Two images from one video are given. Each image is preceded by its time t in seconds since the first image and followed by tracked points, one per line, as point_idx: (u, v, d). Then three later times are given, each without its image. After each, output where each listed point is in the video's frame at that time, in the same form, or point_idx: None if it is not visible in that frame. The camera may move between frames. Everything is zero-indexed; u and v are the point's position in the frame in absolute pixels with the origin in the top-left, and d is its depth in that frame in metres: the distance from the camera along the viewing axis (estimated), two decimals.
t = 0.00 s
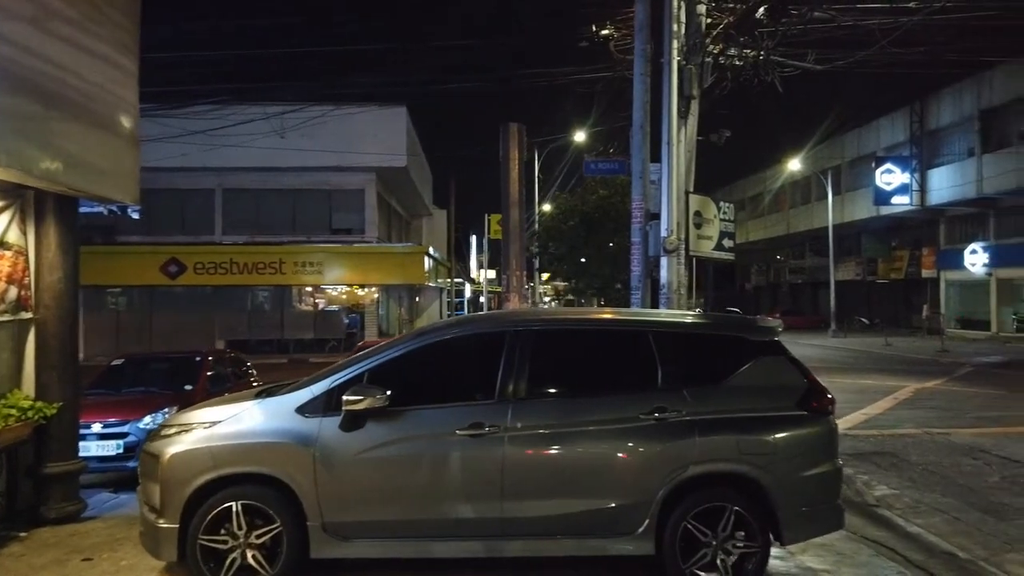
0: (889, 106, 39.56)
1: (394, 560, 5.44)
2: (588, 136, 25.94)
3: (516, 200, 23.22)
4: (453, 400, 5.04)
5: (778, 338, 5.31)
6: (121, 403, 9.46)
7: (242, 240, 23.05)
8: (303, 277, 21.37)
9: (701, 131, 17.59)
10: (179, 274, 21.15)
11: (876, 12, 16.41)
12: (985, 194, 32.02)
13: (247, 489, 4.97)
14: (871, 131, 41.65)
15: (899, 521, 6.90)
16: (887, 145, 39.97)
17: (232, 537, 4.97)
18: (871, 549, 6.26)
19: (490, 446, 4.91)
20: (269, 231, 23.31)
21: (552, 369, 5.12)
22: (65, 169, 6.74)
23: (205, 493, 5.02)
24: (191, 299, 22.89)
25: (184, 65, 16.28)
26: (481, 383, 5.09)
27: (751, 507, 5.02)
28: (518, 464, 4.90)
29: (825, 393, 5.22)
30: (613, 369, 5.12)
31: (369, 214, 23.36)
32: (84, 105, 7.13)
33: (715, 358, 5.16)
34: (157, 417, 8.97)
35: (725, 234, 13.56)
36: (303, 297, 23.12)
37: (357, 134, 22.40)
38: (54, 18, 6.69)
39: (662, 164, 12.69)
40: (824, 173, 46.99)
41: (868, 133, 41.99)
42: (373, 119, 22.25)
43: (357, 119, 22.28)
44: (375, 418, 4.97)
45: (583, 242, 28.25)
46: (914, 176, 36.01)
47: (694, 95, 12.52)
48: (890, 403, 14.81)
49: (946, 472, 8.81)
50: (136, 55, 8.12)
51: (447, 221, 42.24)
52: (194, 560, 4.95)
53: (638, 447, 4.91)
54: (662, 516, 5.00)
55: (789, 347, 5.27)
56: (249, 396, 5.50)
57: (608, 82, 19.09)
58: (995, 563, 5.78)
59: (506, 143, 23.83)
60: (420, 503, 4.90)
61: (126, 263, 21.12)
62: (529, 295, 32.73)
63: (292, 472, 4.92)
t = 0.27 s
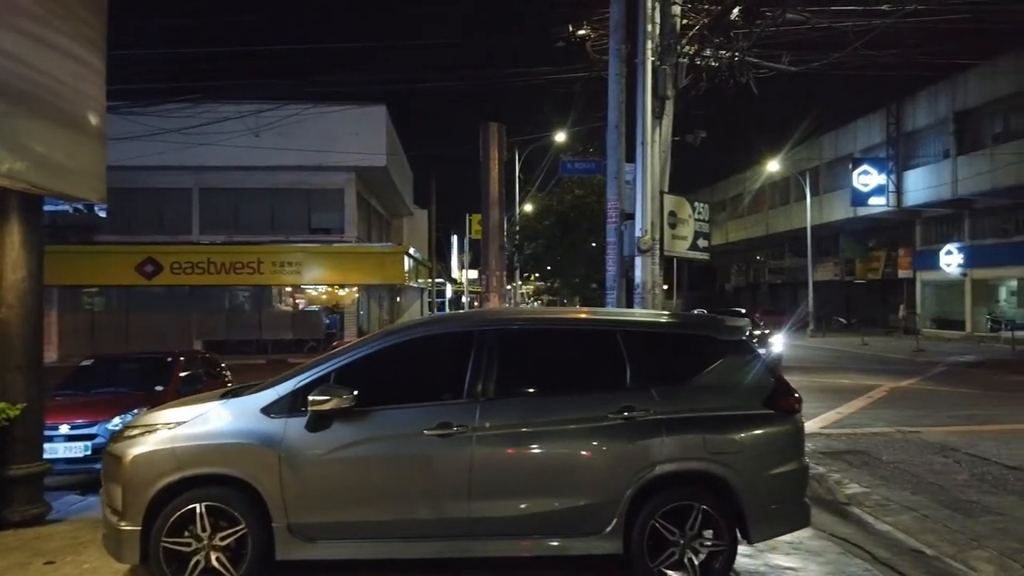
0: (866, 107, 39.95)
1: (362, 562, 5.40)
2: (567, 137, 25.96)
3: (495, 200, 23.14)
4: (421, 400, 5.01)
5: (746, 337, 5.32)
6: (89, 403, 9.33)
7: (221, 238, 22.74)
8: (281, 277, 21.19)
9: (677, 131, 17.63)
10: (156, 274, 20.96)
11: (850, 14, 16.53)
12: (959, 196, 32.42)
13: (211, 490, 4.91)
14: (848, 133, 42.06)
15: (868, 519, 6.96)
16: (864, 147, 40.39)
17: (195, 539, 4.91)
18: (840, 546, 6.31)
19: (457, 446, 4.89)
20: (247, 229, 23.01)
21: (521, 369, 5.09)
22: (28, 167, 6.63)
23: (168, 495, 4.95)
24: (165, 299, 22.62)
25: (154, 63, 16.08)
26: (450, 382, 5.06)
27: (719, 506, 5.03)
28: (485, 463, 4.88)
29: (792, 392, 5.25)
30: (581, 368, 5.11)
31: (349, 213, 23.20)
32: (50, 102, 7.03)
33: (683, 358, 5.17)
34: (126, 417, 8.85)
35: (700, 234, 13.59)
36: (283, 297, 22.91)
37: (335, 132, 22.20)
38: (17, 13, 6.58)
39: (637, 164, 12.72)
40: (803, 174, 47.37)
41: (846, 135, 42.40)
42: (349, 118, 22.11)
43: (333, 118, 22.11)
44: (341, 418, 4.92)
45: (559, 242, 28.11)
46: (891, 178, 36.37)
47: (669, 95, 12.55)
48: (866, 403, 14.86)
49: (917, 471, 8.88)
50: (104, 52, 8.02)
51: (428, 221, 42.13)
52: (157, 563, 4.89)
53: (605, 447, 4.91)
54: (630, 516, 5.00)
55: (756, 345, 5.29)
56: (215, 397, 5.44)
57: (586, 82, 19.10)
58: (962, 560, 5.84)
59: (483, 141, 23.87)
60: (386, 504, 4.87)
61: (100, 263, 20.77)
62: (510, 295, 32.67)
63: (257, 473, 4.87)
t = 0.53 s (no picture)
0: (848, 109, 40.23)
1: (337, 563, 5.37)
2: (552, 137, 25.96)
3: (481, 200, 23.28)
4: (398, 400, 4.98)
5: (723, 337, 5.34)
6: (64, 405, 9.21)
7: (202, 238, 22.53)
8: (264, 276, 21.05)
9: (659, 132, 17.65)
10: (136, 274, 20.74)
11: (831, 17, 16.65)
12: (940, 197, 32.72)
13: (184, 492, 4.86)
14: (830, 134, 42.36)
15: (845, 518, 7.00)
16: (846, 148, 40.69)
17: (169, 542, 4.86)
18: (815, 544, 6.34)
19: (434, 446, 4.86)
20: (228, 228, 22.80)
21: (498, 370, 5.08)
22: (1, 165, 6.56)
23: (141, 497, 4.90)
24: (144, 299, 22.35)
25: (132, 61, 15.92)
26: (427, 382, 5.04)
27: (695, 505, 5.04)
28: (462, 464, 4.86)
29: (769, 391, 5.27)
30: (557, 368, 5.11)
31: (331, 213, 23.10)
32: (23, 100, 6.95)
33: (659, 357, 5.18)
34: (102, 418, 8.75)
35: (680, 234, 13.62)
36: (265, 297, 22.76)
37: (316, 131, 22.09)
38: None
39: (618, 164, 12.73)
40: (786, 175, 47.66)
41: (828, 136, 42.70)
42: (331, 117, 22.01)
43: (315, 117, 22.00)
44: (317, 419, 4.89)
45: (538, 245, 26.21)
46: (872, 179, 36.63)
47: (650, 96, 12.56)
48: (844, 403, 14.89)
49: (895, 470, 8.93)
50: (79, 50, 7.94)
51: (413, 221, 42.03)
52: (128, 566, 4.83)
53: (582, 447, 4.90)
54: (607, 516, 4.99)
55: (733, 345, 5.31)
56: (189, 398, 5.39)
57: (569, 82, 19.11)
58: (937, 557, 5.89)
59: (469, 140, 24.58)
60: (362, 505, 4.84)
61: (79, 262, 20.50)
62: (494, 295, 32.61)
63: (231, 474, 4.82)
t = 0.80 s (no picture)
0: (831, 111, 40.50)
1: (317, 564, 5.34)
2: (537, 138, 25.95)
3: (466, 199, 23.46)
4: (378, 400, 4.96)
5: (703, 337, 5.36)
6: (42, 406, 9.10)
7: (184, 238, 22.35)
8: (247, 277, 20.91)
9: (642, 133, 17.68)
10: (118, 274, 20.56)
11: (813, 19, 16.74)
12: (921, 199, 32.99)
13: (162, 493, 4.82)
14: (814, 137, 42.65)
15: (825, 517, 7.04)
16: (829, 151, 40.96)
17: (146, 543, 4.82)
18: (795, 542, 6.37)
19: (414, 446, 4.85)
20: (211, 228, 22.64)
21: (479, 370, 5.08)
22: None
23: (118, 498, 4.85)
24: (125, 300, 22.12)
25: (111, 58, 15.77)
26: (408, 382, 5.02)
27: (675, 504, 5.06)
28: (442, 464, 4.85)
29: (748, 391, 5.29)
30: (538, 368, 5.11)
31: (315, 213, 23.01)
32: None
33: (640, 357, 5.19)
34: (80, 419, 8.66)
35: (664, 235, 13.65)
36: (249, 297, 22.62)
37: (300, 131, 21.98)
38: None
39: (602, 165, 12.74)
40: (769, 177, 47.92)
41: (811, 138, 42.96)
42: (315, 116, 21.92)
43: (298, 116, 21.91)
44: (296, 419, 4.86)
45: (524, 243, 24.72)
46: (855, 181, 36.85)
47: (633, 97, 12.58)
48: (823, 403, 14.96)
49: (875, 469, 8.99)
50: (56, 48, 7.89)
51: (398, 221, 41.92)
52: (106, 567, 4.79)
53: (563, 447, 4.90)
54: (588, 516, 4.99)
55: (713, 345, 5.33)
56: (168, 398, 5.34)
57: (553, 83, 19.12)
58: (914, 555, 5.94)
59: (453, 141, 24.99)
60: (342, 506, 4.82)
61: (60, 262, 20.29)
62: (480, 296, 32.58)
63: (210, 475, 4.79)
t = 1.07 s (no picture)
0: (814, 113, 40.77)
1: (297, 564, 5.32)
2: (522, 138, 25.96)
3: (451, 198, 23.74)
4: (358, 400, 4.95)
5: (683, 337, 5.39)
6: (20, 406, 9.01)
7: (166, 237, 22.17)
8: (230, 277, 20.75)
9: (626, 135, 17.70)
10: (100, 274, 20.38)
11: (794, 21, 16.87)
12: (903, 201, 33.39)
13: (141, 494, 4.79)
14: (797, 139, 42.93)
15: (805, 516, 7.09)
16: (813, 153, 41.24)
17: (124, 544, 4.79)
18: (775, 541, 6.40)
19: (395, 447, 4.84)
20: (193, 227, 22.49)
21: (460, 370, 5.08)
22: None
23: (96, 499, 4.82)
24: (106, 299, 21.92)
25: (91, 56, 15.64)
26: (389, 383, 5.02)
27: (655, 504, 5.08)
28: (423, 464, 4.84)
29: (728, 391, 5.33)
30: (519, 368, 5.11)
31: (299, 213, 22.93)
32: None
33: (621, 357, 5.21)
34: (59, 419, 8.58)
35: (647, 236, 13.68)
36: (233, 297, 22.48)
37: (283, 130, 21.89)
38: None
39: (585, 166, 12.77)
40: (753, 178, 48.18)
41: (795, 141, 43.23)
42: (299, 115, 21.86)
43: (282, 115, 21.82)
44: (276, 419, 4.84)
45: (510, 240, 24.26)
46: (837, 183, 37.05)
47: (617, 98, 12.62)
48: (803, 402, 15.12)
49: (855, 468, 9.06)
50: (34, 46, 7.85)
51: (384, 221, 41.82)
52: (82, 569, 4.75)
53: (544, 447, 4.92)
54: (568, 515, 5.01)
55: (693, 345, 5.36)
56: (147, 398, 5.30)
57: (537, 83, 19.13)
58: (893, 554, 5.98)
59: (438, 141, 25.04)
60: (322, 507, 4.80)
61: (40, 260, 20.08)
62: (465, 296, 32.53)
63: (188, 475, 4.76)
